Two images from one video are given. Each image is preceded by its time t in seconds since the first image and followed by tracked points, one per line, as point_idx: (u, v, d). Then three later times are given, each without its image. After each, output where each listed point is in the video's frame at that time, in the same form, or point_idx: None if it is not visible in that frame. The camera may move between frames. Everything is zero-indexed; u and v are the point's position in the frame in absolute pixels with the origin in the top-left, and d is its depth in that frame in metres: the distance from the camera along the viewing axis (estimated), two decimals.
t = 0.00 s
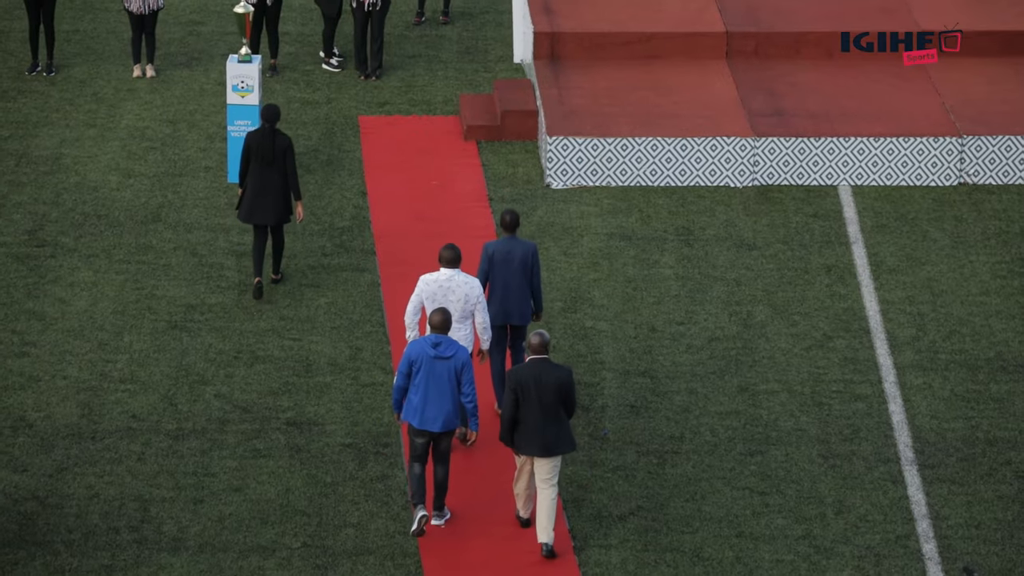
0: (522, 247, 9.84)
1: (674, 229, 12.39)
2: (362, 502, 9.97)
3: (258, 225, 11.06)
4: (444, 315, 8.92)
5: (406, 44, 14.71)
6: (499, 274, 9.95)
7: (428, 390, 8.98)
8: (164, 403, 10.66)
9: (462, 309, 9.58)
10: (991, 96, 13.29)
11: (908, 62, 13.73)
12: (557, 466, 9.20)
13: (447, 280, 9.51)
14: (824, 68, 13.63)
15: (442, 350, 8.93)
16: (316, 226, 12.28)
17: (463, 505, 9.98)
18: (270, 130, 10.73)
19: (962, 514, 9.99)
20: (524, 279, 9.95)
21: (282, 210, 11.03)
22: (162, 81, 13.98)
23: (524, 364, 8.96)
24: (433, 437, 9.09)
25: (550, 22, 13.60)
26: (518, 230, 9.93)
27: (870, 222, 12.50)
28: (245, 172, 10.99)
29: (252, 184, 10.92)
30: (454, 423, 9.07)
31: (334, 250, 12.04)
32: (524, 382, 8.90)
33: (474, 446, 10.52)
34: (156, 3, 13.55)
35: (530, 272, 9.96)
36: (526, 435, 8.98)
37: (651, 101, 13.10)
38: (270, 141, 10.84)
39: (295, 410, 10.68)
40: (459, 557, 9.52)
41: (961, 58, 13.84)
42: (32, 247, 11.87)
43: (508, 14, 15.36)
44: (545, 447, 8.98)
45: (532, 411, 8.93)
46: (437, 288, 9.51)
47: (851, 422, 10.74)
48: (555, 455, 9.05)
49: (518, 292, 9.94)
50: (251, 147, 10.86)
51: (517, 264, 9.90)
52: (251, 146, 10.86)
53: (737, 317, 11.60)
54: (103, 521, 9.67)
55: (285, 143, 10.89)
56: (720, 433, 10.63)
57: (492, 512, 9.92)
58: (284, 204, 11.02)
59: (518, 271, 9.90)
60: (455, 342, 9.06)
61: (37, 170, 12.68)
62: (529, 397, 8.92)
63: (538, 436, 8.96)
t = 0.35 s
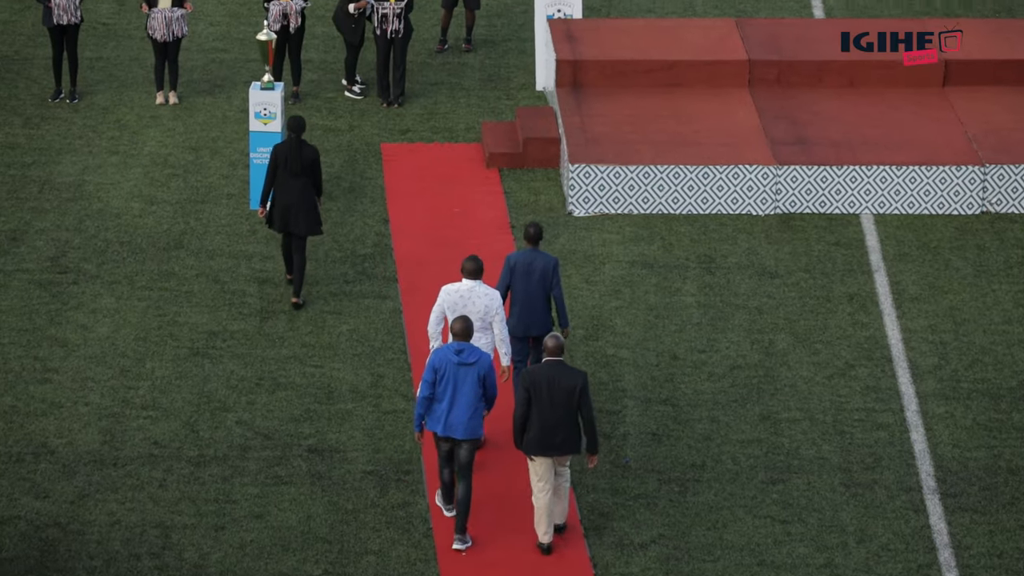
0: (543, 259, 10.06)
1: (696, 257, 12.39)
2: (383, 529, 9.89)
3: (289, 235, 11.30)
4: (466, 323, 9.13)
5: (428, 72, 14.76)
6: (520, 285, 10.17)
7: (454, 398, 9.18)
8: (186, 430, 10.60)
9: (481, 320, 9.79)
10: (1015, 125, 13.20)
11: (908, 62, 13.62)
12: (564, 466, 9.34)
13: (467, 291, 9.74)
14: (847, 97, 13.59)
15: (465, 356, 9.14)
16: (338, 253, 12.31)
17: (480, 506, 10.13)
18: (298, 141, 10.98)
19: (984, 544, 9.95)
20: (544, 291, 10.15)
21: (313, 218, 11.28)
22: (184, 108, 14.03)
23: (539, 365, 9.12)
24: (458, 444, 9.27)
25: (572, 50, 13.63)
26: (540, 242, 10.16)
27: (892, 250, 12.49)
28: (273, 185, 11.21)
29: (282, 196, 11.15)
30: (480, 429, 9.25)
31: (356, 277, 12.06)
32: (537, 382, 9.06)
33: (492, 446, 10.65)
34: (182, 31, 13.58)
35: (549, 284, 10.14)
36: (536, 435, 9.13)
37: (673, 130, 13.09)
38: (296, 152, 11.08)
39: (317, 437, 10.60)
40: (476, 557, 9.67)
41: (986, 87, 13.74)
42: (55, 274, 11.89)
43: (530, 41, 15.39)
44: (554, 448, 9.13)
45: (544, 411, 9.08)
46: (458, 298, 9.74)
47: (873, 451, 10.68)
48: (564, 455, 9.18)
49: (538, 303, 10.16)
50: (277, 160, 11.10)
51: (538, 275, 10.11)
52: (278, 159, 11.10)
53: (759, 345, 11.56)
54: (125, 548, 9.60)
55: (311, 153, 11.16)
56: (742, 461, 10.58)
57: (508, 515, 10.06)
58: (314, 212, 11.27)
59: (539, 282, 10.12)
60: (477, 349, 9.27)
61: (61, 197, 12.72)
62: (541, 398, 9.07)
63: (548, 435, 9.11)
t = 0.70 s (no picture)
0: (557, 258, 10.26)
1: (709, 277, 12.39)
2: (396, 548, 9.79)
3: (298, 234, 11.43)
4: (472, 320, 9.18)
5: (441, 92, 14.80)
6: (534, 285, 10.36)
7: (461, 394, 9.25)
8: (199, 448, 10.55)
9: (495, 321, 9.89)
10: None
11: (908, 62, 13.83)
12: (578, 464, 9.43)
13: (481, 293, 9.82)
14: (860, 116, 13.61)
15: (471, 354, 9.19)
16: (351, 272, 12.32)
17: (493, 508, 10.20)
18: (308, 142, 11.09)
19: (998, 563, 9.88)
20: (557, 289, 10.36)
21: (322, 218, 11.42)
22: (198, 127, 14.07)
23: (552, 366, 9.19)
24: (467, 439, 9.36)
25: (586, 69, 13.66)
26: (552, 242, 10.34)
27: (906, 270, 12.50)
28: (284, 185, 11.34)
29: (291, 195, 11.28)
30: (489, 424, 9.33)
31: (369, 296, 12.06)
32: (551, 384, 9.14)
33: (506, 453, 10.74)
34: (193, 51, 13.58)
35: (562, 282, 10.36)
36: (550, 435, 9.22)
37: (687, 149, 13.10)
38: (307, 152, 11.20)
39: (330, 456, 10.55)
40: (486, 556, 9.73)
41: (1000, 107, 13.71)
42: (68, 293, 11.90)
43: (543, 61, 15.42)
44: (569, 449, 9.22)
45: (558, 413, 9.17)
46: (472, 300, 9.81)
47: (887, 470, 10.65)
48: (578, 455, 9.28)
49: (552, 303, 10.35)
50: (288, 159, 11.22)
51: (552, 274, 10.30)
52: (289, 158, 11.22)
53: (772, 365, 11.55)
54: (138, 566, 9.52)
55: (321, 153, 11.27)
56: (755, 480, 10.53)
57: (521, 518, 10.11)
58: (323, 212, 11.41)
59: (553, 282, 10.32)
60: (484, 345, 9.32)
61: (74, 217, 12.74)
62: (555, 399, 9.15)
63: (562, 436, 9.20)
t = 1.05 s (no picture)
0: (555, 258, 10.37)
1: (717, 295, 12.39)
2: (403, 567, 9.78)
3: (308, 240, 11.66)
4: (486, 323, 9.39)
5: (449, 109, 14.83)
6: (533, 285, 10.48)
7: (472, 395, 9.46)
8: (206, 466, 10.54)
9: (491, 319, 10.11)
10: None
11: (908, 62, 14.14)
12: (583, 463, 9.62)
13: (477, 292, 10.05)
14: (868, 135, 13.62)
15: (483, 356, 9.41)
16: (359, 290, 12.33)
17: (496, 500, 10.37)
18: (317, 147, 11.36)
19: None
20: (556, 288, 10.47)
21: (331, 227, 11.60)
22: (206, 145, 14.09)
23: (554, 367, 9.38)
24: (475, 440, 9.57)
25: (593, 87, 13.69)
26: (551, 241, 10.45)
27: (913, 288, 12.50)
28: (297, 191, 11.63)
29: (301, 200, 11.56)
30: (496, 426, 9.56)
31: (377, 314, 12.07)
32: (554, 385, 9.32)
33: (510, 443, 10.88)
34: (198, 69, 13.60)
35: (562, 281, 10.47)
36: (555, 435, 9.41)
37: (694, 168, 13.11)
38: (317, 159, 11.44)
39: (337, 474, 10.55)
40: (491, 556, 9.84)
41: (1007, 125, 13.73)
42: (76, 310, 11.91)
43: (550, 79, 15.45)
44: (574, 447, 9.41)
45: (562, 413, 9.36)
46: (468, 299, 10.05)
47: (894, 488, 10.63)
48: (583, 453, 9.48)
49: (551, 302, 10.47)
50: (299, 165, 11.51)
51: (551, 274, 10.42)
52: (300, 164, 11.51)
53: (780, 384, 11.54)
54: None
55: (331, 162, 11.47)
56: (762, 498, 10.52)
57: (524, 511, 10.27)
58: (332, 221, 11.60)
59: (553, 281, 10.43)
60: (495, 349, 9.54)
61: (82, 235, 12.77)
62: (559, 399, 9.34)
63: (567, 435, 9.39)
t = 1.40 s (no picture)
0: (557, 264, 10.54)
1: (722, 314, 12.40)
2: None
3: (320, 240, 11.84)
4: (490, 322, 9.58)
5: (454, 129, 14.86)
6: (535, 289, 10.65)
7: (479, 393, 9.62)
8: (211, 485, 10.52)
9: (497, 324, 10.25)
10: None
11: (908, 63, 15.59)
12: (577, 457, 9.77)
13: (484, 296, 10.21)
14: (873, 155, 13.65)
15: (489, 354, 9.59)
16: (364, 309, 12.33)
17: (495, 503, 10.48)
18: (328, 151, 11.50)
19: None
20: (557, 294, 10.63)
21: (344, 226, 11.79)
22: (211, 164, 14.11)
23: (552, 362, 9.55)
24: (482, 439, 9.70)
25: (599, 106, 13.72)
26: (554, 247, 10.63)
27: (918, 308, 12.50)
28: (307, 193, 11.77)
29: (313, 201, 11.73)
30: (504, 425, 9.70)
31: (382, 333, 12.07)
32: (551, 379, 9.48)
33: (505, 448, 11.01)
34: (202, 88, 13.62)
35: (563, 288, 10.62)
36: (549, 430, 9.55)
37: (700, 187, 13.12)
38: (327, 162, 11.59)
39: (342, 493, 10.53)
40: (492, 564, 9.89)
41: (1013, 145, 13.73)
42: (81, 329, 11.92)
43: (555, 98, 15.49)
44: (566, 443, 9.55)
45: (557, 408, 9.50)
46: (474, 302, 10.22)
47: (899, 508, 10.62)
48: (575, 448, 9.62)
49: (552, 307, 10.63)
50: (310, 167, 11.64)
51: (552, 279, 10.59)
52: (311, 167, 11.64)
53: (785, 404, 11.53)
54: None
55: (342, 163, 11.63)
56: (767, 517, 10.50)
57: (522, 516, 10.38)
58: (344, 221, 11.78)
59: (554, 286, 10.59)
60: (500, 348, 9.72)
61: (87, 254, 12.78)
62: (554, 396, 9.49)
63: (560, 431, 9.53)
